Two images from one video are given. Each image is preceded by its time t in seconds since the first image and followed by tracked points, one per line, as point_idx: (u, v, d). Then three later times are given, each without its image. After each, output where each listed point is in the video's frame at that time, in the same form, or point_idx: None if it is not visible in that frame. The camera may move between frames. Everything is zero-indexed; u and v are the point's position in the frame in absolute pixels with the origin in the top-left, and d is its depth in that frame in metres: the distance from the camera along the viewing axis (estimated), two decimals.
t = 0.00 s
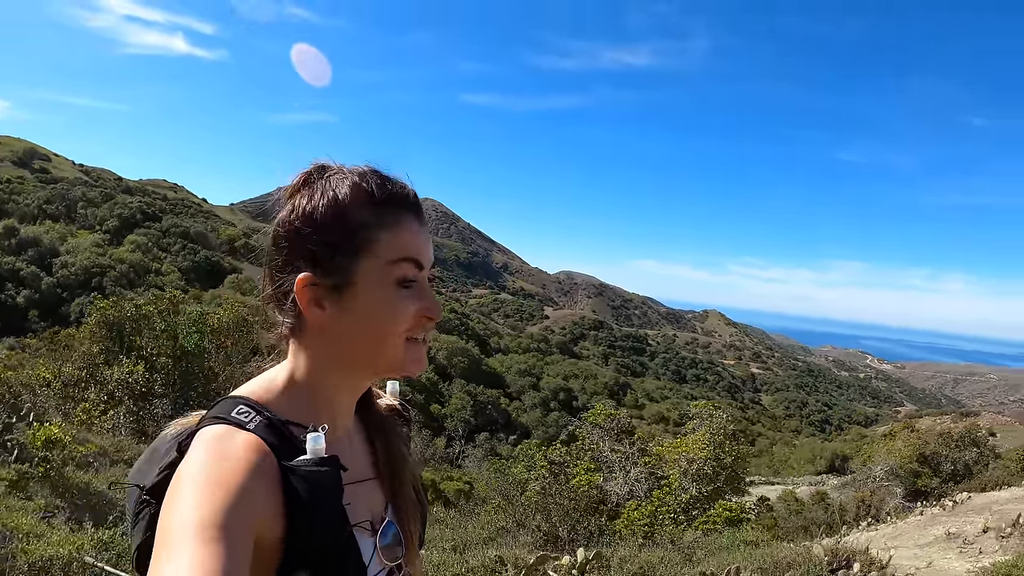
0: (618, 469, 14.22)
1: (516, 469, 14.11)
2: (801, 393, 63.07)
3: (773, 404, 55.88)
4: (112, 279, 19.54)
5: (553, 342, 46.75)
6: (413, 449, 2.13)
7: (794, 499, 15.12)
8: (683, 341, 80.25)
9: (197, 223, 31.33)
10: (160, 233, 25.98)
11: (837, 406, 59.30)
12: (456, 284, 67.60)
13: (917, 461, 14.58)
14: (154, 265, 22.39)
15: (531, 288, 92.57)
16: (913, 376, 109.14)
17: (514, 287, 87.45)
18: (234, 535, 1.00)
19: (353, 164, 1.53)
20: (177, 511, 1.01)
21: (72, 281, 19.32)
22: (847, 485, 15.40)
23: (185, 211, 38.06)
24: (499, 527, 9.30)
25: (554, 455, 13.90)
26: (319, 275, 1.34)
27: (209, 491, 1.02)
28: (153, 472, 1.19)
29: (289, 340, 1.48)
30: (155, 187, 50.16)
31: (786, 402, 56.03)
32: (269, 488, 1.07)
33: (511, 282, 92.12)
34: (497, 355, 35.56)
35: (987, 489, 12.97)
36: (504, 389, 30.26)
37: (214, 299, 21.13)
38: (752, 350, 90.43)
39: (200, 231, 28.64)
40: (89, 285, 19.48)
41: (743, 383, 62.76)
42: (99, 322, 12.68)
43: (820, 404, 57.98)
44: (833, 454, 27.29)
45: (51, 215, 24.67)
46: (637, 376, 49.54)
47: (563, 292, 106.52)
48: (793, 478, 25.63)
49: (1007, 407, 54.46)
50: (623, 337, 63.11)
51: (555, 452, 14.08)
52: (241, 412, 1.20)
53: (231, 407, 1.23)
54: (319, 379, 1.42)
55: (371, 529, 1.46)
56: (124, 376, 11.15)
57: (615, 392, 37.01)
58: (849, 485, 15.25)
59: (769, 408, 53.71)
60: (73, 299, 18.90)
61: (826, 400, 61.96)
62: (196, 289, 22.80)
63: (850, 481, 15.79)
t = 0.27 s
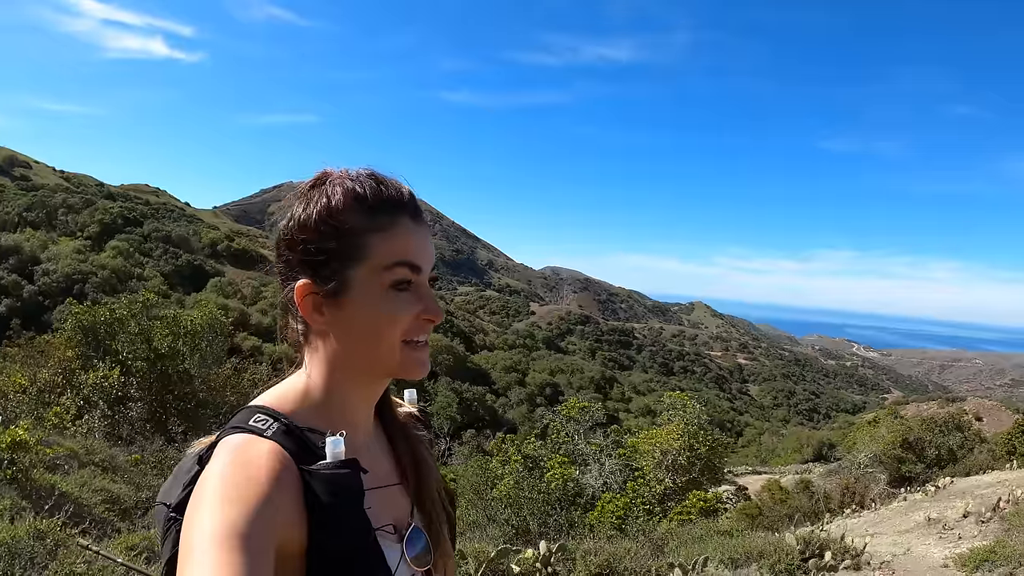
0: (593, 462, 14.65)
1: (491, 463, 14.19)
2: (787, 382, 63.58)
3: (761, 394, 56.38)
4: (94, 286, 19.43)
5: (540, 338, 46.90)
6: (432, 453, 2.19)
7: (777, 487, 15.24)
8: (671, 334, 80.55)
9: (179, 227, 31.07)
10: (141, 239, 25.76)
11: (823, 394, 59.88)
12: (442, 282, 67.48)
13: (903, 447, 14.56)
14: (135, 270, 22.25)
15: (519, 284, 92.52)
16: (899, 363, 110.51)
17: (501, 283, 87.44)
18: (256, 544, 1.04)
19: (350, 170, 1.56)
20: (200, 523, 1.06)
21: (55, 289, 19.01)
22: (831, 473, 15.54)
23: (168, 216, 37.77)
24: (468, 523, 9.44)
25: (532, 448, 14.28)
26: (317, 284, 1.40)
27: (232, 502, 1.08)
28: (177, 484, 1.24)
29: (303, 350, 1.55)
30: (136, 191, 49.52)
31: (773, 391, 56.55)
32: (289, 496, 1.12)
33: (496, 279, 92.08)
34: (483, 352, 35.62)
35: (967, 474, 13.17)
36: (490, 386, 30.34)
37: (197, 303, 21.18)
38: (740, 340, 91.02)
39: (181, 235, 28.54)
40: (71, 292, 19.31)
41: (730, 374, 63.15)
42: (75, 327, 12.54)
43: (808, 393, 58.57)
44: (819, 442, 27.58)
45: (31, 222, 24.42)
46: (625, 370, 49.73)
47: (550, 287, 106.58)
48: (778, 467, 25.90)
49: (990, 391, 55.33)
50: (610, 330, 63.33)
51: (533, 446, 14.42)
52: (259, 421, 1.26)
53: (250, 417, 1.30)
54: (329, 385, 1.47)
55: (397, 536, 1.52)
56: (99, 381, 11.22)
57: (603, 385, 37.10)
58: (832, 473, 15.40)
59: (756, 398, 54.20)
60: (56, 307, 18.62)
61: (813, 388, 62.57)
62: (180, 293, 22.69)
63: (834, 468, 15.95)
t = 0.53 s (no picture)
0: (569, 453, 14.87)
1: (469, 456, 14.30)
2: (774, 370, 64.18)
3: (748, 382, 56.95)
4: (75, 292, 19.21)
5: (525, 332, 47.02)
6: (449, 430, 2.21)
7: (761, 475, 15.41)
8: (658, 324, 80.98)
9: (160, 230, 30.82)
10: (122, 243, 25.52)
11: (809, 381, 60.54)
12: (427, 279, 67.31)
13: (886, 431, 14.85)
14: (116, 274, 22.07)
15: (507, 278, 92.50)
16: (884, 348, 111.94)
17: (486, 278, 87.34)
18: (255, 513, 1.07)
19: (387, 142, 1.58)
20: (203, 490, 1.10)
21: (35, 296, 18.70)
22: (815, 459, 15.73)
23: (150, 219, 37.43)
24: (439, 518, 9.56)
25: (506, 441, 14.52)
26: (345, 254, 1.43)
27: (234, 473, 1.11)
28: (191, 450, 1.27)
29: (320, 320, 1.57)
30: (117, 194, 48.90)
31: (759, 380, 57.13)
32: (293, 467, 1.15)
33: (482, 274, 91.98)
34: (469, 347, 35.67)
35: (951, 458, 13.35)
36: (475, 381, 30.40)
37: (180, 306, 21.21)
38: (726, 330, 91.71)
39: (162, 238, 28.33)
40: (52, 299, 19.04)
41: (716, 364, 63.63)
42: (51, 333, 12.54)
43: (795, 380, 59.26)
44: (804, 429, 27.92)
45: (10, 229, 24.11)
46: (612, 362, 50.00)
47: (537, 281, 106.65)
48: (763, 454, 26.20)
49: (974, 374, 56.06)
50: (596, 323, 63.54)
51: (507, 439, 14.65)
52: (266, 391, 1.28)
53: (259, 387, 1.32)
54: (346, 359, 1.50)
55: (399, 514, 1.57)
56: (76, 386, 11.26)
57: (588, 377, 37.28)
58: (816, 459, 15.55)
59: (743, 386, 54.76)
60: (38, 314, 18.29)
61: (799, 376, 63.26)
62: (162, 297, 22.58)
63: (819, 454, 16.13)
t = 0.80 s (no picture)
0: (540, 448, 14.92)
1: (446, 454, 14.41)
2: (760, 363, 64.59)
3: (735, 375, 57.41)
4: (58, 294, 18.90)
5: (511, 328, 47.09)
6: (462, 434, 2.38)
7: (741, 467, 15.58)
8: (645, 318, 81.25)
9: (142, 231, 30.57)
10: (104, 245, 25.31)
11: (795, 373, 61.00)
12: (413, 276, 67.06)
13: (865, 421, 15.06)
14: (99, 276, 21.92)
15: (495, 274, 92.39)
16: (870, 340, 113.11)
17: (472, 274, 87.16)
18: (274, 516, 1.17)
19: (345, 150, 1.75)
20: (220, 497, 1.19)
21: (16, 300, 18.42)
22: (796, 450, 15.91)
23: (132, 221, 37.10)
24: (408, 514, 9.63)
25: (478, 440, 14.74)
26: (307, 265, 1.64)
27: (250, 478, 1.20)
28: (208, 460, 1.37)
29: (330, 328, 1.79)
30: (98, 195, 48.34)
31: (745, 372, 57.55)
32: (308, 471, 1.25)
33: (468, 270, 91.77)
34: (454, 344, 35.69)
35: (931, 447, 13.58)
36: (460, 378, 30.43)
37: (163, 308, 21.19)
38: (713, 323, 92.20)
39: (144, 239, 28.15)
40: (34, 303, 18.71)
41: (701, 357, 63.97)
42: (29, 336, 12.54)
43: (782, 372, 59.82)
44: (789, 420, 28.19)
45: None
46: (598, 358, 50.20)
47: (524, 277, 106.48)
48: (747, 447, 26.43)
49: (958, 364, 56.69)
50: (582, 318, 63.60)
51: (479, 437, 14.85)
52: (279, 398, 1.39)
53: (272, 395, 1.43)
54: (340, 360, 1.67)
55: (417, 511, 1.71)
56: (53, 388, 11.33)
57: (573, 372, 37.44)
58: (796, 450, 15.74)
59: (730, 379, 55.22)
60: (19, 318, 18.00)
61: (785, 368, 63.84)
62: (146, 299, 22.47)
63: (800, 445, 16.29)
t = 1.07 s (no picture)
0: (515, 447, 14.94)
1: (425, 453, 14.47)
2: (751, 364, 64.74)
3: (726, 376, 57.63)
4: (49, 290, 18.87)
5: (502, 327, 47.06)
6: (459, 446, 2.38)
7: (725, 468, 15.67)
8: (637, 318, 81.35)
9: (133, 226, 30.47)
10: (95, 240, 25.23)
11: (787, 374, 61.17)
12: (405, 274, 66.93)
13: (851, 423, 15.16)
14: (90, 271, 21.87)
15: (489, 272, 92.41)
16: (863, 342, 113.57)
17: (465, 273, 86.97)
18: (276, 524, 1.19)
19: (352, 163, 1.78)
20: (222, 503, 1.22)
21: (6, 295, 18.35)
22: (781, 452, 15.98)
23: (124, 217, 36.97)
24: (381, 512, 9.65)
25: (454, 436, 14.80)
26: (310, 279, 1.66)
27: (251, 488, 1.22)
28: (207, 468, 1.41)
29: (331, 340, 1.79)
30: (90, 190, 48.11)
31: (737, 373, 57.65)
32: (309, 481, 1.27)
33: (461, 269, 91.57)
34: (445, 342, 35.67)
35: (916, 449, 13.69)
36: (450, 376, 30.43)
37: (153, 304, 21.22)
38: (706, 324, 92.40)
39: (136, 235, 28.07)
40: (25, 298, 18.64)
41: (693, 357, 64.07)
42: (13, 330, 12.47)
43: (773, 373, 60.08)
44: (778, 421, 28.29)
45: None
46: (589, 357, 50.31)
47: (517, 276, 106.22)
48: (735, 447, 26.51)
49: (950, 366, 56.92)
50: (574, 317, 63.61)
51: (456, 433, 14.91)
52: (282, 409, 1.42)
53: (275, 404, 1.46)
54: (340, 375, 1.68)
55: (413, 524, 1.74)
56: (37, 382, 11.32)
57: (563, 372, 37.53)
58: (781, 452, 15.83)
59: (721, 380, 55.43)
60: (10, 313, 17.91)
61: (777, 369, 64.08)
62: (136, 294, 22.45)
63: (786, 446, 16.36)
